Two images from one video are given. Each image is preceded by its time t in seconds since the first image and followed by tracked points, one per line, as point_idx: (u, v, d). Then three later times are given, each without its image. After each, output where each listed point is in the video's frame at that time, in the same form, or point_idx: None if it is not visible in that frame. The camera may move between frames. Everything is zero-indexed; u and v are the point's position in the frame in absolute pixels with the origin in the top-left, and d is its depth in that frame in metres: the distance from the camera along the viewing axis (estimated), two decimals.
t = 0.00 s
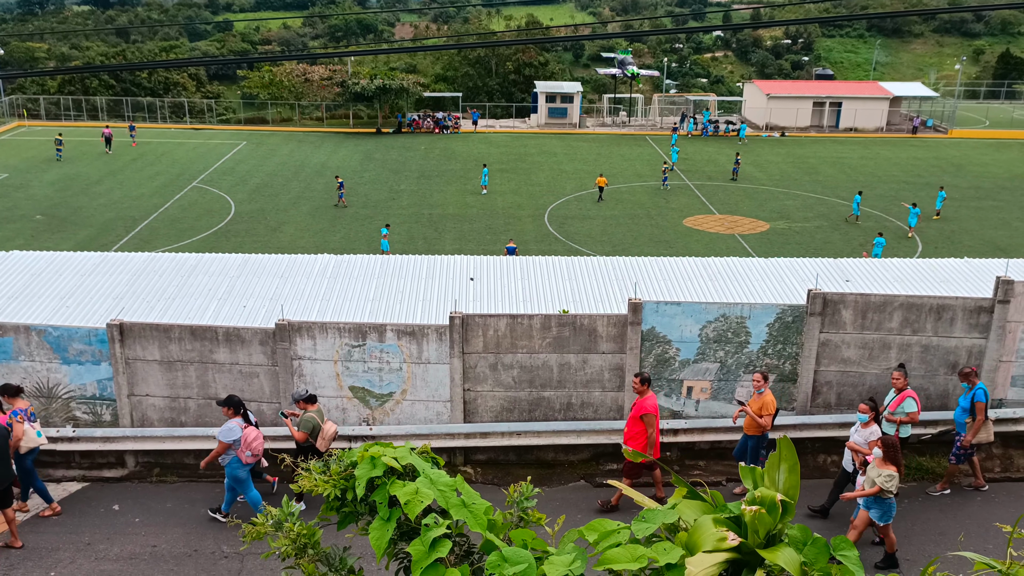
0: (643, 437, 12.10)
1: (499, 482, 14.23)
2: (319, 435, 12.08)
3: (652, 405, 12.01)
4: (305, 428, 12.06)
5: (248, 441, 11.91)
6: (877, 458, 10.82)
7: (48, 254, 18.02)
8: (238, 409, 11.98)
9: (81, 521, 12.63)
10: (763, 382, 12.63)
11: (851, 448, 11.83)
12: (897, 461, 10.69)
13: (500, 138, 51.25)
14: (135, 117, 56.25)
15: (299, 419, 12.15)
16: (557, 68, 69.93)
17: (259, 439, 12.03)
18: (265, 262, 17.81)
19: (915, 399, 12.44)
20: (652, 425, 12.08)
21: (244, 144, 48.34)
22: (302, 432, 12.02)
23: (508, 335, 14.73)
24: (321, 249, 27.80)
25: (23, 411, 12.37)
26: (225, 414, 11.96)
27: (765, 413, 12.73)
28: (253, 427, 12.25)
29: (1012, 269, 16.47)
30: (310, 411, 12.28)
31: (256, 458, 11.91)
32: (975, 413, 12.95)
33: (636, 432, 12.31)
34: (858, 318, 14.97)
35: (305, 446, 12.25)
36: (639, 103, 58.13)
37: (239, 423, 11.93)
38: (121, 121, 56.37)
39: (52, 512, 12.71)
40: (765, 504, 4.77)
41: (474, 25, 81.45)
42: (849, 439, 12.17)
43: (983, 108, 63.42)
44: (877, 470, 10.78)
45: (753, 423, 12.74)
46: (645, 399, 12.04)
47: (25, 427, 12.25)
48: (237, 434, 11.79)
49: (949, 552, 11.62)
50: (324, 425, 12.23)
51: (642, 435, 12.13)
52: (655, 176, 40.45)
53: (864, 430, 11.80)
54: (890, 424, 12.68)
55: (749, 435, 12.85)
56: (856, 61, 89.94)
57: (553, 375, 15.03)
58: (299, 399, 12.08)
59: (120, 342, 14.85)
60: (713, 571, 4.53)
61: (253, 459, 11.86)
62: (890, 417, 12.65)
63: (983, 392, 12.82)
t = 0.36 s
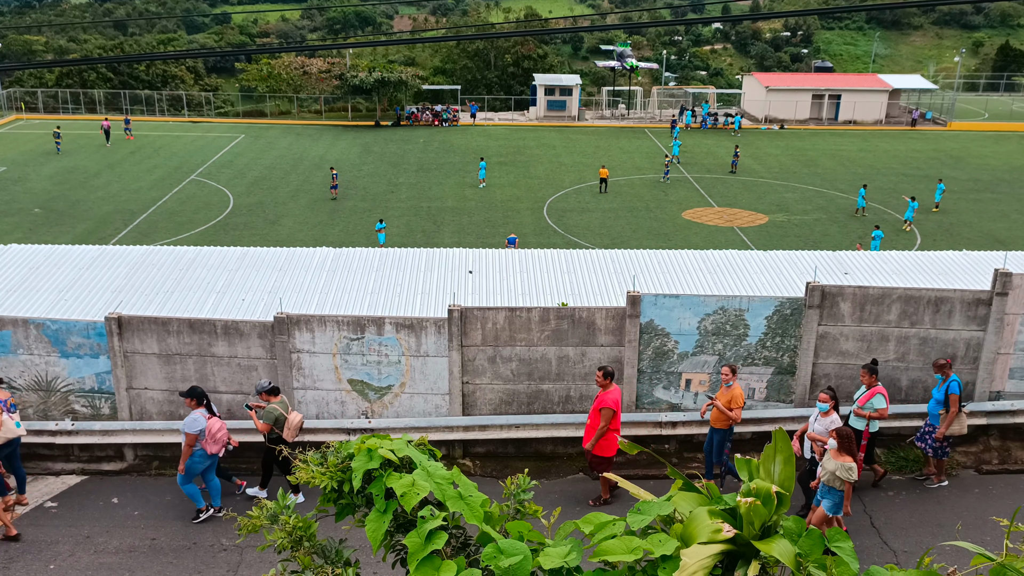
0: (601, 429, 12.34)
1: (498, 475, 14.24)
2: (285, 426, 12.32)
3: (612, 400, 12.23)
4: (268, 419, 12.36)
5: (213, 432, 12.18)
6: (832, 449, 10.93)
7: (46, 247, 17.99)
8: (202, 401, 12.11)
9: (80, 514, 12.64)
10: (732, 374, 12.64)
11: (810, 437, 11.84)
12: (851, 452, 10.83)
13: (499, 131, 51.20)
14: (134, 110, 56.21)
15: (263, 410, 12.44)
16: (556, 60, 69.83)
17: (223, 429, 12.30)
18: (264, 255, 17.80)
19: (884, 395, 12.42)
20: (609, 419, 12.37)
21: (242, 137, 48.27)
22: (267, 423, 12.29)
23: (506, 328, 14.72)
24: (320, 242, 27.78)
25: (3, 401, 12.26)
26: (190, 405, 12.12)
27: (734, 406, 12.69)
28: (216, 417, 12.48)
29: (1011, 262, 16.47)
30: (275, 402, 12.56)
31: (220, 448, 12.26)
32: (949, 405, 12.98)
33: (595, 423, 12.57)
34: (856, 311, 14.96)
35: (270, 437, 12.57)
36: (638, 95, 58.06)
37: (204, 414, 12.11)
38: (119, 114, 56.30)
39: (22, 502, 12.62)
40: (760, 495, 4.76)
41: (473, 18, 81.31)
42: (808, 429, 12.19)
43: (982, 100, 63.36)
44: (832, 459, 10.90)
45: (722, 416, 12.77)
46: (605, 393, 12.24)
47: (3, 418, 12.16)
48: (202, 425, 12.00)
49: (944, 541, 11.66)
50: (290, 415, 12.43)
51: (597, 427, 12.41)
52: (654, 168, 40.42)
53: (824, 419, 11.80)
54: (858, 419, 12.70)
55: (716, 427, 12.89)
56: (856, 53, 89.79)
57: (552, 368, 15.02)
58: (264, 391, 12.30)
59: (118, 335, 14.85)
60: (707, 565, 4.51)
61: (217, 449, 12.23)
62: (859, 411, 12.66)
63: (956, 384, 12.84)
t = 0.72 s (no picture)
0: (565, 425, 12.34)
1: (497, 470, 14.26)
2: (248, 423, 12.36)
3: (576, 396, 12.18)
4: (232, 415, 12.37)
5: (173, 433, 12.18)
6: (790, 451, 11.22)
7: (46, 243, 17.97)
8: (165, 400, 12.10)
9: (81, 510, 12.67)
10: (703, 369, 12.69)
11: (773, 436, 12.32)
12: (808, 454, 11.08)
13: (499, 126, 51.15)
14: (133, 106, 56.18)
15: (226, 407, 12.44)
16: (555, 55, 69.75)
17: (184, 430, 12.29)
18: (263, 250, 17.80)
19: (853, 390, 12.42)
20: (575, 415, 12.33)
21: (242, 132, 48.23)
22: (230, 420, 12.30)
23: (506, 323, 14.73)
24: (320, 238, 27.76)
25: None
26: (151, 404, 12.10)
27: (705, 400, 12.83)
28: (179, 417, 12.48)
29: (1010, 257, 16.46)
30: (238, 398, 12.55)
31: (180, 448, 12.25)
32: (920, 400, 13.06)
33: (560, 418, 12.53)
34: (856, 306, 14.94)
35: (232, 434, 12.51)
36: (638, 90, 57.98)
37: (166, 414, 12.12)
38: (118, 110, 56.27)
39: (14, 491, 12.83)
40: (756, 490, 4.75)
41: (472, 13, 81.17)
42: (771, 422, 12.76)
43: (983, 95, 63.26)
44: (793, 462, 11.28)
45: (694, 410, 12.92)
46: (571, 389, 12.14)
47: None
48: (163, 424, 12.02)
49: (942, 532, 11.65)
50: (253, 412, 12.47)
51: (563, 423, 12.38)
52: (654, 163, 40.39)
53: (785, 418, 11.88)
54: (830, 414, 12.71)
55: (689, 421, 13.00)
56: (856, 48, 89.62)
57: (551, 364, 15.02)
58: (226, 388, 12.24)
59: (118, 331, 14.86)
60: (703, 559, 4.55)
61: (176, 450, 12.21)
62: (829, 407, 12.68)
63: (926, 378, 12.90)
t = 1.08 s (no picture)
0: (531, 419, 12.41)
1: (497, 466, 14.26)
2: (212, 421, 12.53)
3: (543, 390, 12.31)
4: (195, 413, 12.51)
5: (142, 429, 12.07)
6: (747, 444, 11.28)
7: (45, 240, 17.97)
8: (132, 397, 12.11)
9: (81, 506, 12.67)
10: (673, 366, 12.79)
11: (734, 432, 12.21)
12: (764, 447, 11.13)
13: (498, 122, 51.15)
14: (132, 103, 56.16)
15: (190, 405, 12.56)
16: (554, 51, 69.72)
17: (152, 426, 12.18)
18: (262, 247, 17.78)
19: (822, 384, 12.56)
20: (543, 409, 12.41)
21: (241, 129, 48.21)
22: (193, 418, 12.45)
23: (506, 320, 14.72)
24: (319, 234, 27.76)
25: None
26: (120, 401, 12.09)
27: (674, 398, 12.84)
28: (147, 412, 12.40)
29: (1010, 253, 16.45)
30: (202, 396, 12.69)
31: (149, 444, 12.17)
32: (891, 395, 12.94)
33: (529, 414, 12.59)
34: (855, 302, 14.95)
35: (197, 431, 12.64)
36: (637, 86, 57.97)
37: (133, 411, 12.05)
38: (118, 107, 56.24)
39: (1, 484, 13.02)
40: (757, 485, 4.74)
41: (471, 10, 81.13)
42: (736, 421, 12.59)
43: (982, 91, 63.28)
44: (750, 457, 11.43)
45: (663, 407, 12.94)
46: (537, 383, 12.27)
47: None
48: (131, 421, 11.94)
49: (940, 529, 11.70)
50: (217, 409, 12.66)
51: (534, 418, 12.41)
52: (654, 160, 40.38)
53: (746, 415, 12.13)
54: (800, 408, 12.88)
55: (659, 418, 13.04)
56: (855, 44, 89.59)
57: (550, 360, 15.03)
58: (191, 386, 12.41)
59: (117, 327, 14.86)
60: (703, 554, 4.56)
61: (146, 445, 12.12)
62: (799, 401, 12.85)
63: (898, 373, 12.76)
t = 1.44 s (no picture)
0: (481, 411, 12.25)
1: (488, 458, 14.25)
2: (160, 413, 12.38)
3: (494, 384, 12.19)
4: (142, 405, 12.38)
5: (99, 420, 12.04)
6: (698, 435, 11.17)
7: (30, 233, 17.80)
8: (88, 388, 12.03)
9: (68, 500, 12.58)
10: (630, 359, 12.82)
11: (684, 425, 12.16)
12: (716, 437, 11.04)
13: (487, 114, 51.04)
14: (118, 94, 55.72)
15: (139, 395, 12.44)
16: (543, 43, 69.61)
17: (110, 416, 12.16)
18: (250, 240, 17.69)
19: (780, 379, 12.57)
20: (490, 402, 12.30)
21: (228, 121, 47.93)
22: (140, 409, 12.32)
23: (495, 311, 14.71)
24: (308, 227, 27.64)
25: None
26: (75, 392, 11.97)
27: (631, 391, 12.87)
28: (104, 403, 12.33)
29: (996, 243, 16.56)
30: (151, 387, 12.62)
31: (108, 435, 12.14)
32: (852, 387, 13.08)
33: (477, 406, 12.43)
34: (844, 293, 15.02)
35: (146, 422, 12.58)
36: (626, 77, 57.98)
37: (89, 402, 11.98)
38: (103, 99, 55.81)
39: None
40: (749, 474, 4.73)
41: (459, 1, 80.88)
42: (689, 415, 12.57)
43: (968, 82, 63.61)
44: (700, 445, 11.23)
45: (620, 400, 12.96)
46: (489, 376, 12.13)
47: None
48: (87, 412, 11.90)
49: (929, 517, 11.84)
50: (165, 401, 12.53)
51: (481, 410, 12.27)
52: (643, 151, 40.41)
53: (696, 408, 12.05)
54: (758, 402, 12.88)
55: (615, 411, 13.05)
56: (843, 35, 89.84)
57: (541, 351, 15.01)
58: (141, 376, 12.34)
59: (103, 321, 14.74)
60: (697, 543, 4.58)
61: (103, 436, 12.10)
62: (758, 395, 12.86)
63: (860, 365, 12.88)
